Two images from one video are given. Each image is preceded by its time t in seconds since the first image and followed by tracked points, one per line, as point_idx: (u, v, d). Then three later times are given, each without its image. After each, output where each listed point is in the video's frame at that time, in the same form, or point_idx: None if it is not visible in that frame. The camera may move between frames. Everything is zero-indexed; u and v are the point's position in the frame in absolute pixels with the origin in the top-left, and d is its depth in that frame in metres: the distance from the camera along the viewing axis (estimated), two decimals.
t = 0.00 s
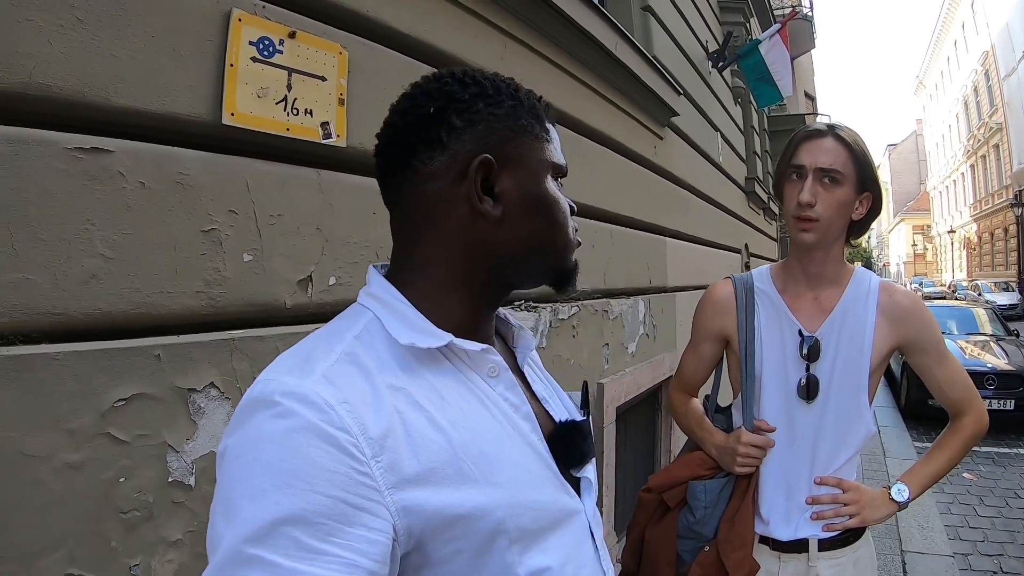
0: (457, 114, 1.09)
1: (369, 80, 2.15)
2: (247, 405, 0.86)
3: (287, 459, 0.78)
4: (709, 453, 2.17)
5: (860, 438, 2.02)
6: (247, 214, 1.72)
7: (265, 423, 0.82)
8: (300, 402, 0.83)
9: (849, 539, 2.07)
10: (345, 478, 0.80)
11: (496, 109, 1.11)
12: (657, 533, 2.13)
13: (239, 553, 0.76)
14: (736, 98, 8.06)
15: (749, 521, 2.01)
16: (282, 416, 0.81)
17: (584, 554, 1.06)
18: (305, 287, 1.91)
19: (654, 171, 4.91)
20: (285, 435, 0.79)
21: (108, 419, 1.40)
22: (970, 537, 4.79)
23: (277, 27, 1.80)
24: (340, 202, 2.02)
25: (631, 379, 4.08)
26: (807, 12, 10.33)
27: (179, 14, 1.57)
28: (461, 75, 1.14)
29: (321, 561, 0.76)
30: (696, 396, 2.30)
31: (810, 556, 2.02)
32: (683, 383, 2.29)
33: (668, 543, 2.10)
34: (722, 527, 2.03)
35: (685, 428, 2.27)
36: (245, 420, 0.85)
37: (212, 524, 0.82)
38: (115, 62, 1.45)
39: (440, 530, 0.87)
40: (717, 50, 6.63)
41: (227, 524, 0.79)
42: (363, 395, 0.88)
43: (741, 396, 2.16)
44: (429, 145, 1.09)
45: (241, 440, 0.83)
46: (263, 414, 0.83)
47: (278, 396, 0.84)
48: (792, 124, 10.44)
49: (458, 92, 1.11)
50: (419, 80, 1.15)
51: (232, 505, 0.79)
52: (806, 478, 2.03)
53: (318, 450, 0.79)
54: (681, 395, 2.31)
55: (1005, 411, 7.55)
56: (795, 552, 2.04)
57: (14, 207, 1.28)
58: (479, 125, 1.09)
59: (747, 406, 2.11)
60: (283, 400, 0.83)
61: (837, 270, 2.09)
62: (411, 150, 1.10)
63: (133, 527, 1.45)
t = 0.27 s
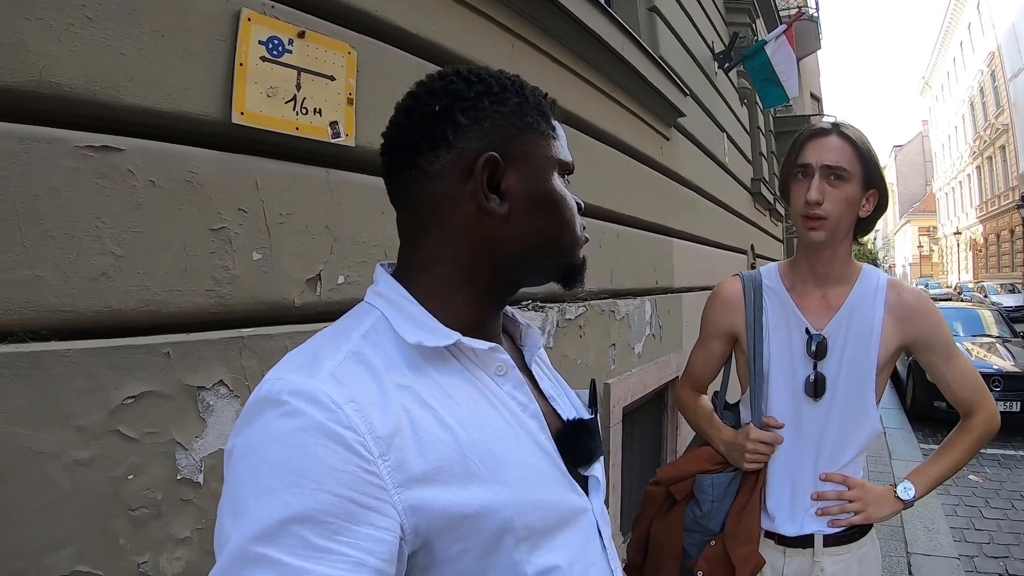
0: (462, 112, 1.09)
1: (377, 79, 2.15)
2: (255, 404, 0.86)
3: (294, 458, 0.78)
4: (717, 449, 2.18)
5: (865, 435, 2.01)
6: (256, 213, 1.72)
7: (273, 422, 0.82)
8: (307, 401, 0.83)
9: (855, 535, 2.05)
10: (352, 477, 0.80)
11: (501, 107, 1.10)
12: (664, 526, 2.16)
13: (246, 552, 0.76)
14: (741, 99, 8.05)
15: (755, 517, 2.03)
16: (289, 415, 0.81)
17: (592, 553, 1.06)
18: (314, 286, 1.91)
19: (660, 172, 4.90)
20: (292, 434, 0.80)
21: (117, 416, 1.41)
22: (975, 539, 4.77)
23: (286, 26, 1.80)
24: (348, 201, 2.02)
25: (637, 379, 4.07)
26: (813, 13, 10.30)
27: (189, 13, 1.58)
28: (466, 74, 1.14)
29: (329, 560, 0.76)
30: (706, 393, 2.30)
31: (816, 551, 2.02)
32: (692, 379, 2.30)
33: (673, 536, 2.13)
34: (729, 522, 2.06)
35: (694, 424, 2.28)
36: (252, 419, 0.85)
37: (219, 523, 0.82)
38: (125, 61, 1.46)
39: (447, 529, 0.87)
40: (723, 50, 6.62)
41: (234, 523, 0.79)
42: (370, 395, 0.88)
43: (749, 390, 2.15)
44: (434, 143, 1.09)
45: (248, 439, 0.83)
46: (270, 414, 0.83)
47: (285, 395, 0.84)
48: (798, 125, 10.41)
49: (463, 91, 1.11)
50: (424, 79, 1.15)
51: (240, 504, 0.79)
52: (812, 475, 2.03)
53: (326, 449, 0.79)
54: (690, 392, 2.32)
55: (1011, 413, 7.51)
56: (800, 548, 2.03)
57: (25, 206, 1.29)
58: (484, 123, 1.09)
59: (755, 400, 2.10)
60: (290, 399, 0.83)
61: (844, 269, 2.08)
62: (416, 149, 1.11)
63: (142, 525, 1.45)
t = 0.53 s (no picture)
0: (479, 109, 1.09)
1: (386, 79, 2.16)
2: (272, 398, 0.86)
3: (313, 451, 0.79)
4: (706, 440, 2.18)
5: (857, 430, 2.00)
6: (268, 211, 1.73)
7: (291, 416, 0.82)
8: (325, 396, 0.83)
9: (845, 532, 2.04)
10: (369, 470, 0.80)
11: (518, 104, 1.11)
12: (655, 519, 2.15)
13: (264, 545, 0.76)
14: (744, 102, 8.06)
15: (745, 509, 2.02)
16: (308, 410, 0.82)
17: (605, 549, 1.07)
18: (325, 285, 1.92)
19: (664, 173, 4.91)
20: (311, 428, 0.80)
21: (129, 413, 1.41)
22: (979, 540, 4.76)
23: (297, 26, 1.81)
24: (358, 200, 2.03)
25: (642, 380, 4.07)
26: (815, 16, 10.32)
27: (201, 13, 1.58)
28: (482, 71, 1.14)
29: (346, 553, 0.76)
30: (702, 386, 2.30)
31: (805, 547, 2.01)
32: (689, 372, 2.30)
33: (663, 528, 2.14)
34: (718, 514, 2.05)
35: (687, 416, 2.29)
36: (269, 413, 0.86)
37: (236, 517, 0.82)
38: (138, 60, 1.46)
39: (462, 523, 0.87)
40: (727, 53, 6.63)
41: (252, 516, 0.79)
42: (387, 389, 0.89)
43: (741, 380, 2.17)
44: (451, 141, 1.09)
45: (266, 433, 0.83)
46: (287, 408, 0.83)
47: (302, 389, 0.84)
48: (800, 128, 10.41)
49: (480, 88, 1.11)
50: (439, 76, 1.15)
51: (257, 498, 0.79)
52: (804, 469, 2.02)
53: (344, 443, 0.80)
54: (686, 385, 2.32)
55: (1015, 415, 7.50)
56: (790, 543, 2.04)
57: (39, 203, 1.29)
58: (501, 121, 1.09)
59: (747, 390, 2.12)
60: (307, 393, 0.83)
61: (842, 262, 2.09)
62: (433, 147, 1.11)
63: (152, 522, 1.45)
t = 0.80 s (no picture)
0: (483, 111, 1.10)
1: (386, 81, 2.16)
2: (273, 399, 0.86)
3: (314, 452, 0.78)
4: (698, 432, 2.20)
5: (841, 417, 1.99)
6: (267, 213, 1.73)
7: (292, 417, 0.82)
8: (327, 397, 0.83)
9: (833, 523, 2.03)
10: (370, 471, 0.80)
11: (522, 106, 1.11)
12: (646, 508, 2.14)
13: (265, 546, 0.76)
14: (744, 103, 8.06)
15: (737, 498, 2.02)
16: (309, 411, 0.81)
17: (606, 551, 1.06)
18: (324, 287, 1.92)
19: (664, 175, 4.91)
20: (312, 429, 0.80)
21: (128, 414, 1.41)
22: (980, 542, 4.75)
23: (298, 28, 1.81)
24: (358, 202, 2.03)
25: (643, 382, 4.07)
26: (815, 19, 10.34)
27: (201, 14, 1.59)
28: (486, 73, 1.14)
29: (346, 555, 0.76)
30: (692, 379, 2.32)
31: (794, 537, 2.00)
32: (679, 365, 2.32)
33: (656, 520, 2.11)
34: (711, 504, 2.06)
35: (678, 408, 2.30)
36: (270, 414, 0.85)
37: (237, 518, 0.82)
38: (138, 61, 1.47)
39: (463, 524, 0.87)
40: (727, 55, 6.63)
41: (253, 517, 0.79)
42: (388, 390, 0.88)
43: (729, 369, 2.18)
44: (455, 142, 1.10)
45: (267, 434, 0.83)
46: (288, 409, 0.83)
47: (304, 390, 0.84)
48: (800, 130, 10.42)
49: (484, 89, 1.11)
50: (441, 77, 1.16)
51: (258, 498, 0.79)
52: (792, 459, 2.02)
53: (345, 445, 0.80)
54: (678, 378, 2.34)
55: (1015, 417, 7.49)
56: (779, 531, 2.02)
57: (38, 204, 1.29)
58: (505, 123, 1.10)
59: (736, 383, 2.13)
60: (309, 394, 0.83)
61: (825, 251, 2.10)
62: (436, 148, 1.11)
63: (152, 523, 1.45)
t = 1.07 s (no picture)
0: (482, 110, 1.09)
1: (382, 81, 2.16)
2: (268, 397, 0.86)
3: (309, 450, 0.78)
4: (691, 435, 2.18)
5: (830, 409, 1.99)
6: (263, 213, 1.73)
7: (287, 415, 0.82)
8: (323, 396, 0.83)
9: (829, 512, 2.03)
10: (365, 470, 0.80)
11: (520, 106, 1.11)
12: (644, 512, 2.13)
13: (260, 544, 0.76)
14: (744, 103, 8.05)
15: (733, 497, 2.02)
16: (305, 410, 0.81)
17: (602, 551, 1.06)
18: (320, 287, 1.92)
19: (663, 175, 4.90)
20: (307, 427, 0.80)
21: (123, 414, 1.41)
22: (982, 542, 4.73)
23: (293, 29, 1.81)
24: (354, 202, 2.03)
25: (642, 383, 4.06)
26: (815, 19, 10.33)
27: (195, 15, 1.59)
28: (485, 71, 1.14)
29: (340, 554, 0.76)
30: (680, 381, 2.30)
31: (790, 526, 1.99)
32: (666, 369, 2.30)
33: (656, 521, 2.11)
34: (709, 505, 2.04)
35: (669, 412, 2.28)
36: (266, 412, 0.85)
37: (231, 516, 0.82)
38: (133, 62, 1.47)
39: (459, 524, 0.86)
40: (726, 55, 6.63)
41: (247, 516, 0.79)
42: (384, 389, 0.88)
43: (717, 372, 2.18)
44: (454, 142, 1.09)
45: (262, 432, 0.83)
46: (284, 407, 0.83)
47: (299, 389, 0.84)
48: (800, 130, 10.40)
49: (482, 88, 1.11)
50: (439, 76, 1.15)
51: (253, 497, 0.79)
52: (785, 456, 2.02)
53: (340, 444, 0.79)
54: (665, 382, 2.32)
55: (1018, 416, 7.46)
56: (776, 522, 2.01)
57: (32, 204, 1.30)
58: (504, 121, 1.09)
59: (726, 387, 2.12)
60: (304, 393, 0.83)
61: (807, 254, 2.10)
62: (434, 147, 1.11)
63: (146, 524, 1.45)
